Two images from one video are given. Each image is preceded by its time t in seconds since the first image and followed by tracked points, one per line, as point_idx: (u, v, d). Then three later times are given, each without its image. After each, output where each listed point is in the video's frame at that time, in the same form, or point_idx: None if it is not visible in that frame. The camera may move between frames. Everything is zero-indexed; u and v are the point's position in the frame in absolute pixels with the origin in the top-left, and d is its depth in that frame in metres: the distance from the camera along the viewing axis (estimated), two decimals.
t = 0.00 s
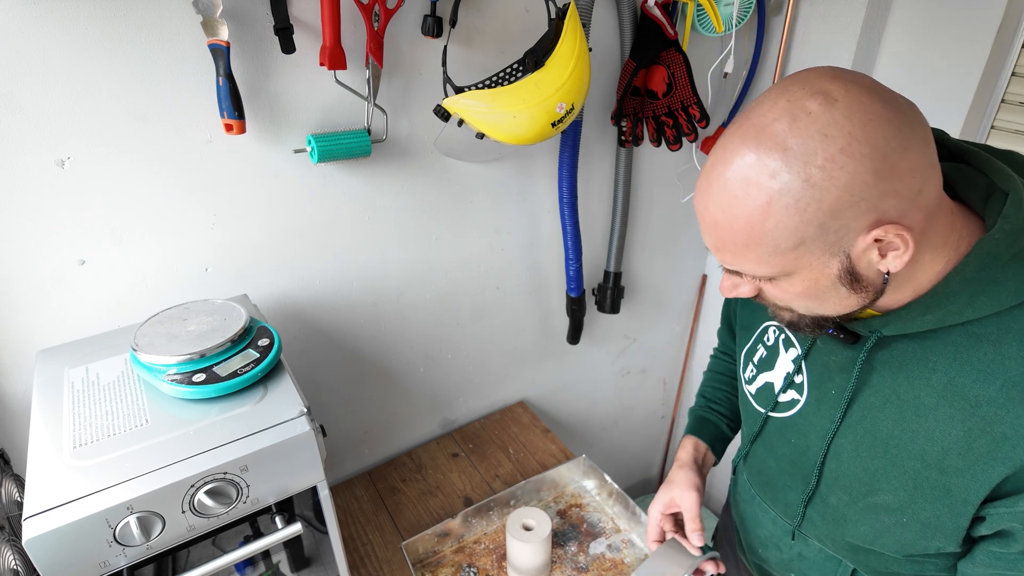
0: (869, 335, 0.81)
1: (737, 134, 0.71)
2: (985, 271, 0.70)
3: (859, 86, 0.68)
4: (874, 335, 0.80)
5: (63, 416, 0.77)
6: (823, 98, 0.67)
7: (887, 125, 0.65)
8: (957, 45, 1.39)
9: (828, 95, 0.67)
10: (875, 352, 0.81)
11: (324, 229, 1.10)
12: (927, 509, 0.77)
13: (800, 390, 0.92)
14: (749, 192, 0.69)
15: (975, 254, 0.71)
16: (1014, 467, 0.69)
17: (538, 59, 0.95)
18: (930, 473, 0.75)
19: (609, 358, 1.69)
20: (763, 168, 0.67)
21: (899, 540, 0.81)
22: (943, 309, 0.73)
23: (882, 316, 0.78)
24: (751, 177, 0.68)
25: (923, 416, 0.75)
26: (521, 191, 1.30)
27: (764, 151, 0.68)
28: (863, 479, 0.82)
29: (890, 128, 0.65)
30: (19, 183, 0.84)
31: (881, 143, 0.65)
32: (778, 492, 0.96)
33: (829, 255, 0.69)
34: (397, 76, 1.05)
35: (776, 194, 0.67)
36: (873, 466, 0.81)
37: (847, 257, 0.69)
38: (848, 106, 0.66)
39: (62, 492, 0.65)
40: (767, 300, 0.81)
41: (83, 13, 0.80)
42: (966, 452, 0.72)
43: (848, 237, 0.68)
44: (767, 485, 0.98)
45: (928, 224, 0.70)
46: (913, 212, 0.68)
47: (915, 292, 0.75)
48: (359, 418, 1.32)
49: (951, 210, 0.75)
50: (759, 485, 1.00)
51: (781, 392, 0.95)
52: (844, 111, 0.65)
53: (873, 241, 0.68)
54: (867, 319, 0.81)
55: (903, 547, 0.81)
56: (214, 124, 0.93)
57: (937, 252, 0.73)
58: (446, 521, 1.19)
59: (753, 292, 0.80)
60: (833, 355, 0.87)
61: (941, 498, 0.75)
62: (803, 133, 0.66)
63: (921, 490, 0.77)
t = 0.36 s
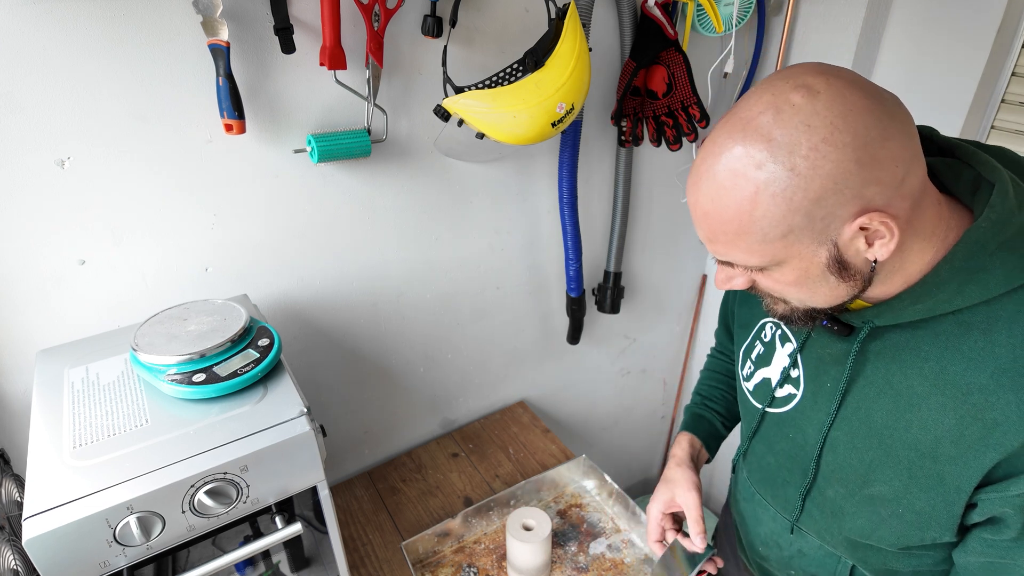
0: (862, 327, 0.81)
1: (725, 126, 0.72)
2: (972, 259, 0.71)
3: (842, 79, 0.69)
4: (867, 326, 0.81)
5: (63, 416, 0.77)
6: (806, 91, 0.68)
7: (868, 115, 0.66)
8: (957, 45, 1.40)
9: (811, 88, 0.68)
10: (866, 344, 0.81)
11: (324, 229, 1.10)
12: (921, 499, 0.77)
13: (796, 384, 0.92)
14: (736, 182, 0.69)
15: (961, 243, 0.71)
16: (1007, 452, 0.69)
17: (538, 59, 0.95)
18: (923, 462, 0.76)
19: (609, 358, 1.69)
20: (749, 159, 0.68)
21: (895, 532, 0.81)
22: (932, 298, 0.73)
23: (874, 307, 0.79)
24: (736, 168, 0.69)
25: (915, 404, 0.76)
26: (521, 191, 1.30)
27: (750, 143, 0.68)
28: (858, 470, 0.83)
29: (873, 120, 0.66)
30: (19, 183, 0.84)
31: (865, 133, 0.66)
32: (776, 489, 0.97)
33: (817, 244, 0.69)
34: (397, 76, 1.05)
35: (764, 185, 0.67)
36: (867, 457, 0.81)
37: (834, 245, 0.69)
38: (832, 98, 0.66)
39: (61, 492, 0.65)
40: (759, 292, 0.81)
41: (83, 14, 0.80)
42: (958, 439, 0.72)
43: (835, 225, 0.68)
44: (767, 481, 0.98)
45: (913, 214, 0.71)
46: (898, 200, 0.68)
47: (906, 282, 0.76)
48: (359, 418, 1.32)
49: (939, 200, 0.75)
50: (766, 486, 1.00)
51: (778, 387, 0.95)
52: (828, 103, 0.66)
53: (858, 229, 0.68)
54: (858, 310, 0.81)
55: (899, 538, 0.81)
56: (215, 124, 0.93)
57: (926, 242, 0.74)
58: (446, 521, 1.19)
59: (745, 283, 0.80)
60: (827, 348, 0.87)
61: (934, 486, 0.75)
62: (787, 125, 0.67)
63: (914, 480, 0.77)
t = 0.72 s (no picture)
0: (760, 273, 0.91)
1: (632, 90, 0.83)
2: (831, 204, 0.79)
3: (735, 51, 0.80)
4: (763, 271, 0.90)
5: (63, 416, 0.77)
6: (705, 50, 0.78)
7: (740, 74, 0.76)
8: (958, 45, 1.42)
9: (707, 50, 0.78)
10: (767, 283, 0.91)
11: (325, 230, 1.10)
12: (858, 473, 0.73)
13: (731, 330, 1.01)
14: (646, 128, 0.78)
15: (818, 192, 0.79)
16: (911, 388, 0.69)
17: (538, 59, 0.94)
18: (845, 417, 0.75)
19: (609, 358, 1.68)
20: (655, 99, 0.77)
21: (825, 519, 0.75)
22: (802, 242, 0.82)
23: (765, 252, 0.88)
24: (636, 112, 0.79)
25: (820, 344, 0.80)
26: (521, 191, 1.30)
27: (653, 88, 0.78)
28: (792, 426, 0.85)
29: (758, 81, 0.77)
30: (19, 183, 0.84)
31: (728, 88, 0.75)
32: (731, 491, 0.92)
33: (690, 181, 0.79)
34: (397, 76, 1.05)
35: (659, 117, 0.77)
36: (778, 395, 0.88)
37: (703, 183, 0.79)
38: (711, 58, 0.77)
39: (61, 492, 0.65)
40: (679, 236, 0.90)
41: (83, 13, 0.80)
42: (871, 378, 0.72)
43: (701, 165, 0.77)
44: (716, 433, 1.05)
45: (774, 166, 0.79)
46: (755, 150, 0.77)
47: (785, 226, 0.85)
48: (359, 418, 1.32)
49: (819, 157, 0.84)
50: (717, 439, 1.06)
51: (717, 337, 1.05)
52: (705, 60, 0.76)
53: (719, 170, 0.77)
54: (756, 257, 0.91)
55: (856, 525, 0.74)
56: (215, 124, 0.93)
57: (772, 194, 0.81)
58: (446, 521, 1.18)
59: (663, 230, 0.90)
60: (739, 296, 0.98)
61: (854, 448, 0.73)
62: (679, 70, 0.77)
63: (840, 444, 0.74)
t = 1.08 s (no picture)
0: (764, 289, 0.90)
1: (641, 108, 0.79)
2: (840, 239, 0.77)
3: (756, 76, 0.76)
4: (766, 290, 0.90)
5: (64, 416, 0.77)
6: (723, 76, 0.74)
7: (760, 108, 0.73)
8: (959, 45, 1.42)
9: (726, 75, 0.74)
10: (767, 302, 0.91)
11: (325, 230, 1.10)
12: (839, 500, 0.74)
13: (730, 335, 1.01)
14: (654, 155, 0.75)
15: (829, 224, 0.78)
16: (900, 438, 0.70)
17: (538, 60, 0.94)
18: (833, 451, 0.76)
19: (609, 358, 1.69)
20: (668, 129, 0.74)
21: (802, 533, 0.76)
22: (806, 271, 0.81)
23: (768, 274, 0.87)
24: (645, 138, 0.76)
25: (815, 376, 0.80)
26: (521, 191, 1.30)
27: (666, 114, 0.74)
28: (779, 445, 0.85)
29: (778, 112, 0.74)
30: (19, 183, 0.84)
31: (747, 123, 0.72)
32: (716, 484, 0.92)
33: (697, 213, 0.77)
34: (397, 76, 1.05)
35: (670, 149, 0.74)
36: (769, 412, 0.88)
37: (711, 217, 0.77)
38: (733, 87, 0.73)
39: (62, 492, 0.65)
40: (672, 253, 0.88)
41: (83, 13, 0.80)
42: (862, 421, 0.72)
43: (709, 199, 0.75)
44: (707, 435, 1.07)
45: (786, 200, 0.77)
46: (768, 185, 0.75)
47: (791, 253, 0.83)
48: (359, 418, 1.32)
49: (832, 185, 0.82)
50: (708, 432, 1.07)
51: (715, 339, 1.06)
52: (725, 90, 0.73)
53: (730, 206, 0.75)
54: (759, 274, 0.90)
55: (832, 545, 0.75)
56: (215, 124, 0.94)
57: (781, 224, 0.80)
58: (446, 521, 1.18)
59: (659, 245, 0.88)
60: (740, 306, 0.98)
61: (837, 479, 0.74)
62: (698, 101, 0.72)
63: (824, 472, 0.75)
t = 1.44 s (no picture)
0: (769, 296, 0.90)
1: (651, 123, 0.77)
2: (850, 254, 0.77)
3: (771, 93, 0.73)
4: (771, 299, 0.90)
5: (64, 416, 0.77)
6: (738, 95, 0.72)
7: (775, 132, 0.71)
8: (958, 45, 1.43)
9: (740, 94, 0.72)
10: (771, 311, 0.90)
11: (325, 230, 1.10)
12: (843, 517, 0.75)
13: (733, 338, 1.01)
14: (663, 175, 0.74)
15: (839, 238, 0.77)
16: (904, 458, 0.71)
17: (538, 59, 0.94)
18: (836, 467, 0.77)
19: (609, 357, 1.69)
20: (680, 152, 0.72)
21: (806, 547, 0.78)
22: (813, 283, 0.81)
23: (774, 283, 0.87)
24: (655, 159, 0.75)
25: (818, 391, 0.79)
26: (521, 191, 1.30)
27: (677, 135, 0.73)
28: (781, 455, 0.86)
29: (793, 136, 0.72)
30: (18, 182, 0.84)
31: (761, 149, 0.70)
32: (723, 491, 0.93)
33: (705, 233, 0.77)
34: (397, 76, 1.05)
35: (680, 171, 0.73)
36: (770, 421, 0.88)
37: (719, 238, 0.77)
38: (748, 109, 0.71)
39: (61, 492, 0.65)
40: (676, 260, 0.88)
41: (83, 14, 0.80)
42: (867, 440, 0.73)
43: (718, 221, 0.75)
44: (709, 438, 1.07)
45: (796, 220, 0.77)
46: (778, 209, 0.74)
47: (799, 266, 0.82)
48: (359, 418, 1.32)
49: (845, 198, 0.80)
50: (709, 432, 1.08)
51: (718, 340, 1.05)
52: (740, 113, 0.70)
53: (739, 229, 0.75)
54: (765, 283, 0.89)
55: (834, 559, 0.78)
56: (215, 124, 0.94)
57: (790, 243, 0.79)
58: (446, 521, 1.18)
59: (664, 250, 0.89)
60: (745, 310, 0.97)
61: (840, 496, 0.75)
62: (711, 125, 0.71)
63: (827, 488, 0.76)
